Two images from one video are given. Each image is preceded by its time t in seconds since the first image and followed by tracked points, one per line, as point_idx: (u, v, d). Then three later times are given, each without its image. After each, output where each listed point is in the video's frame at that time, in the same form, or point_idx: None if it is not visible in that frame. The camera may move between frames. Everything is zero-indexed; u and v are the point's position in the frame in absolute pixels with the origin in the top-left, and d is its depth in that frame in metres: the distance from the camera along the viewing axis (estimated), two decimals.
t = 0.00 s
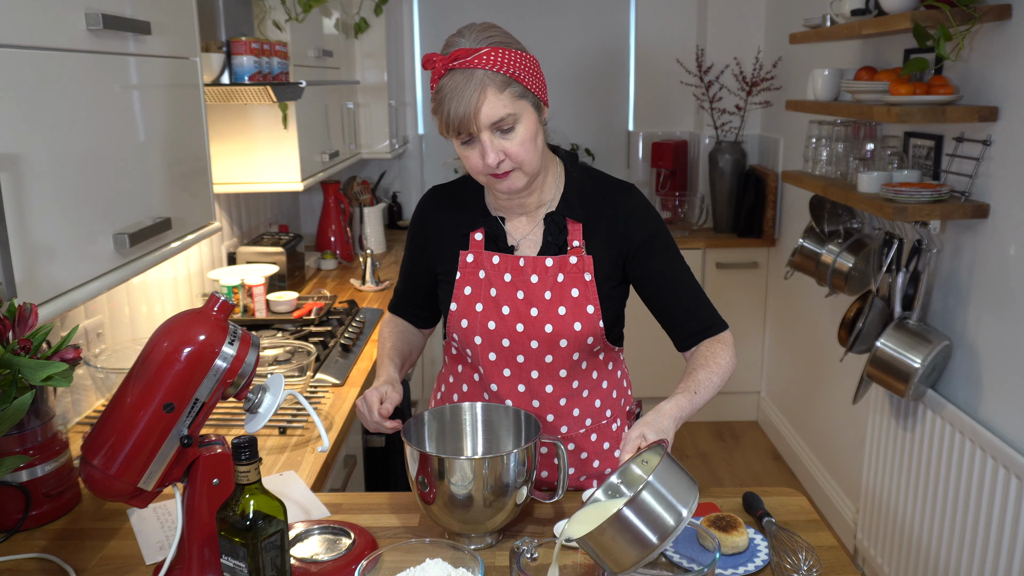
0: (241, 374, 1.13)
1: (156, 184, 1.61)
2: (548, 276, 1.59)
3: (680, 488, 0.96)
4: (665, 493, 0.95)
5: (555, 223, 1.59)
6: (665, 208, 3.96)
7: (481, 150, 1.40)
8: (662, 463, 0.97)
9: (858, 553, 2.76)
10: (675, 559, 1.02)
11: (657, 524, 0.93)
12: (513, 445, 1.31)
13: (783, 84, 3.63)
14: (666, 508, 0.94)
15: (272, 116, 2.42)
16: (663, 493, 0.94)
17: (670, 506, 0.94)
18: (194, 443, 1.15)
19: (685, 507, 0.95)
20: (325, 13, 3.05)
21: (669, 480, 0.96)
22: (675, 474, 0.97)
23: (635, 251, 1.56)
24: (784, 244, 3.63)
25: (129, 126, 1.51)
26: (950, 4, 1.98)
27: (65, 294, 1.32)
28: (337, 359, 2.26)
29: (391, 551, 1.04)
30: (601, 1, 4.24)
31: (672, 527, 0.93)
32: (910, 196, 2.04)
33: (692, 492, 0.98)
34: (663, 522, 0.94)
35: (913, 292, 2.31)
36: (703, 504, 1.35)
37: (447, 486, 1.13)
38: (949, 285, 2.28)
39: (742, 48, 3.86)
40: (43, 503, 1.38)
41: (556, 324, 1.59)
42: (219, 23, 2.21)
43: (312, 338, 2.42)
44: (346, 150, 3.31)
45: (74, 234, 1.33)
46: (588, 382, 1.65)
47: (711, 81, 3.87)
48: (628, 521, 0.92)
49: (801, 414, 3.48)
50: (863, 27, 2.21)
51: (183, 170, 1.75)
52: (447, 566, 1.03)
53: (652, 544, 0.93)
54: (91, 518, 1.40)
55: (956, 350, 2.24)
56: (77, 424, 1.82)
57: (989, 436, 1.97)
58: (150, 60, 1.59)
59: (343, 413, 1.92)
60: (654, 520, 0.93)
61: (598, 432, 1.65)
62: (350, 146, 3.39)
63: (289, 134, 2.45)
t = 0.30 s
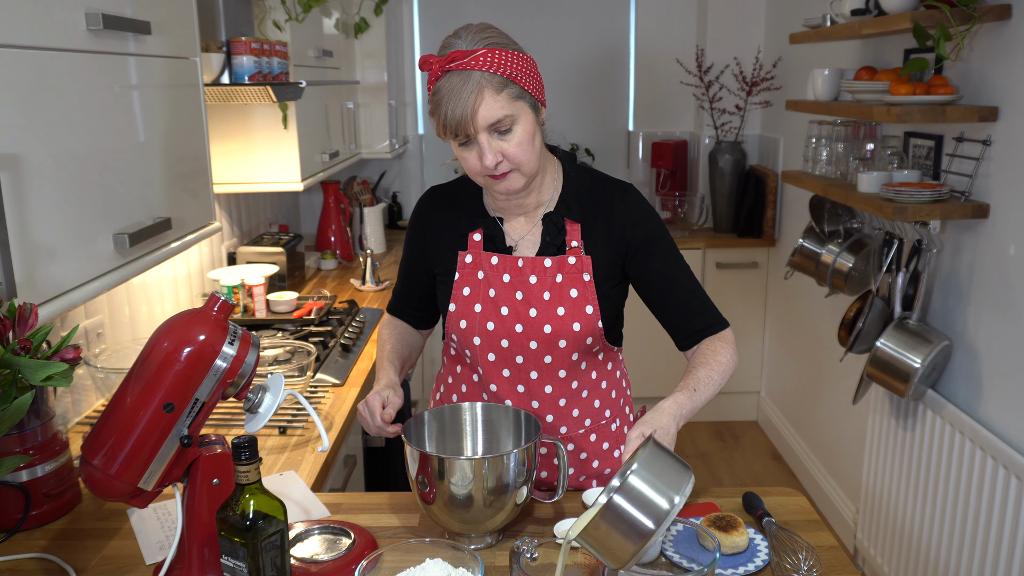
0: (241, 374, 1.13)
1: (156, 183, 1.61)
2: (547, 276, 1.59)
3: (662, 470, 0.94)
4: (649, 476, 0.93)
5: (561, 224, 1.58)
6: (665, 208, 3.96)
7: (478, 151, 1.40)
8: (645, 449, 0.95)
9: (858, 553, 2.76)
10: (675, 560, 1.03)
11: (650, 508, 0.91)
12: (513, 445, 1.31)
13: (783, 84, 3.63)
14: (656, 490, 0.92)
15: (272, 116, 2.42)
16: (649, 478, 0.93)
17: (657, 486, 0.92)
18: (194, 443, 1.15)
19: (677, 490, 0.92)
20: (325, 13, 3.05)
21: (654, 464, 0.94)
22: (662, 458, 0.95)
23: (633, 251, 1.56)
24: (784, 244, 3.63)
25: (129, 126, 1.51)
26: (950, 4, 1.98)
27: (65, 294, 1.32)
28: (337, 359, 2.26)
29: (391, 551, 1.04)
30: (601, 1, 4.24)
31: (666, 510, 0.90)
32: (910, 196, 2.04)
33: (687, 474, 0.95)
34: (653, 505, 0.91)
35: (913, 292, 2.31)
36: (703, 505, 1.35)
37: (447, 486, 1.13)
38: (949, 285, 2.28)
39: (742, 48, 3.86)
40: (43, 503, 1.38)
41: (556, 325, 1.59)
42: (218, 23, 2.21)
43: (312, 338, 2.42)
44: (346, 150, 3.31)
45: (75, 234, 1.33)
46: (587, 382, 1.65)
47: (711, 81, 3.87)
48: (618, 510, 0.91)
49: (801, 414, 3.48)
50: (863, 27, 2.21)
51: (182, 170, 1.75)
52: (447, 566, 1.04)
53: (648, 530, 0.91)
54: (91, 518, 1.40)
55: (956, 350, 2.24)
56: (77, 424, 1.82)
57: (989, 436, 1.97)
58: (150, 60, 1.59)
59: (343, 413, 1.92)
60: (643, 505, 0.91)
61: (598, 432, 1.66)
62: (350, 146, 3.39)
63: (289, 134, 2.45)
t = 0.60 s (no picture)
0: (241, 374, 1.13)
1: (156, 183, 1.62)
2: (546, 277, 1.59)
3: (624, 448, 0.92)
4: (609, 454, 0.90)
5: (560, 225, 1.58)
6: (665, 208, 3.96)
7: (476, 152, 1.40)
8: (604, 432, 0.93)
9: (858, 553, 2.76)
10: (674, 560, 1.03)
11: (617, 483, 0.88)
12: (513, 445, 1.31)
13: (783, 84, 3.63)
14: (623, 465, 0.89)
15: (272, 116, 2.42)
16: (611, 456, 0.90)
17: (619, 460, 0.90)
18: (194, 443, 1.15)
19: (641, 464, 0.89)
20: (325, 13, 3.05)
21: (615, 443, 0.92)
22: (626, 440, 0.92)
23: (632, 250, 1.56)
24: (784, 244, 3.63)
25: (129, 126, 1.51)
26: (950, 4, 1.98)
27: (66, 294, 1.32)
28: (337, 359, 2.26)
29: (391, 551, 1.04)
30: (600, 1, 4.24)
31: (632, 482, 0.86)
32: (910, 196, 2.04)
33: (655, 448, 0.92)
34: (619, 479, 0.88)
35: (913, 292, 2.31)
36: (703, 504, 1.35)
37: (447, 486, 1.13)
38: (949, 285, 2.28)
39: (742, 48, 3.86)
40: (43, 503, 1.38)
41: (555, 325, 1.59)
42: (218, 23, 2.21)
43: (312, 338, 2.42)
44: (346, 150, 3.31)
45: (75, 234, 1.33)
46: (587, 382, 1.65)
47: (711, 81, 3.87)
48: (585, 493, 0.88)
49: (800, 414, 3.48)
50: (863, 27, 2.21)
51: (182, 170, 1.75)
52: (447, 566, 1.04)
53: (620, 506, 0.86)
54: (91, 518, 1.40)
55: (956, 350, 2.24)
56: (77, 424, 1.82)
57: (989, 436, 1.97)
58: (150, 60, 1.59)
59: (343, 413, 1.92)
60: (608, 482, 0.88)
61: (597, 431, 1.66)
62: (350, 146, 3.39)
63: (289, 134, 2.45)
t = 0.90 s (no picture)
0: (241, 374, 1.13)
1: (156, 183, 1.62)
2: (543, 276, 1.59)
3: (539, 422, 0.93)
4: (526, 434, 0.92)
5: (560, 225, 1.58)
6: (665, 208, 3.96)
7: (472, 151, 1.40)
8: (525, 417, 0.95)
9: (858, 552, 2.76)
10: (674, 560, 1.05)
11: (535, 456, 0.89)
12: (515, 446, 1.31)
13: (783, 84, 3.63)
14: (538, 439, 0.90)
15: (272, 116, 2.42)
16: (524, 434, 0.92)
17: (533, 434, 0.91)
18: (195, 443, 1.15)
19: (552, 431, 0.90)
20: (325, 13, 3.05)
21: (532, 422, 0.94)
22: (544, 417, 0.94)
23: (629, 248, 1.56)
24: (784, 244, 3.63)
25: (129, 126, 1.51)
26: (950, 4, 1.98)
27: (66, 294, 1.32)
28: (337, 359, 2.26)
29: (391, 551, 1.04)
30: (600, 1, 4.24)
31: (542, 449, 0.87)
32: (910, 196, 2.04)
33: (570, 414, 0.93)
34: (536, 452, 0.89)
35: (913, 292, 2.31)
36: (702, 504, 1.35)
37: (447, 486, 1.13)
38: (949, 285, 2.28)
39: (742, 48, 3.86)
40: (43, 502, 1.38)
41: (552, 324, 1.59)
42: (218, 22, 2.21)
43: (312, 338, 2.42)
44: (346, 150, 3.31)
45: (75, 234, 1.33)
46: (586, 381, 1.66)
47: (711, 81, 3.87)
48: (513, 479, 0.90)
49: (800, 414, 3.48)
50: (862, 27, 2.21)
51: (182, 170, 1.75)
52: (447, 566, 1.03)
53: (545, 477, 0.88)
54: (91, 518, 1.40)
55: (956, 350, 2.23)
56: (77, 424, 1.82)
57: (989, 436, 1.97)
58: (150, 60, 1.59)
59: (343, 412, 1.92)
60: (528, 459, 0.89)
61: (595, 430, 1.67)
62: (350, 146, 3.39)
63: (289, 134, 2.45)
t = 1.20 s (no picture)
0: (241, 374, 1.13)
1: (156, 183, 1.62)
2: (538, 274, 1.59)
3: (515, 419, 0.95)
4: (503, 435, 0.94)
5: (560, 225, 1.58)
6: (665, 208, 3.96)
7: (466, 151, 1.40)
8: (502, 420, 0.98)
9: (858, 552, 2.76)
10: (675, 560, 1.05)
11: (511, 455, 0.91)
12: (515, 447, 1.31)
13: (783, 84, 3.63)
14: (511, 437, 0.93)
15: (272, 116, 2.42)
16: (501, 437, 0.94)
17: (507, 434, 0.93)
18: (195, 443, 1.15)
19: (524, 425, 0.92)
20: (325, 13, 3.05)
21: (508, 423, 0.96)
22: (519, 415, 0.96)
23: (623, 246, 1.56)
24: (784, 244, 3.63)
25: (129, 126, 1.51)
26: (950, 4, 1.98)
27: (66, 294, 1.33)
28: (337, 359, 2.26)
29: (390, 551, 1.04)
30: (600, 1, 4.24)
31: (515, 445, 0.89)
32: (910, 196, 2.04)
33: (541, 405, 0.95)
34: (510, 452, 0.91)
35: (913, 292, 2.31)
36: (703, 504, 1.35)
37: (447, 486, 1.13)
38: (949, 284, 2.28)
39: (742, 48, 3.86)
40: (43, 502, 1.38)
41: (547, 322, 1.60)
42: (218, 22, 2.21)
43: (312, 338, 2.42)
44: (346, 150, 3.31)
45: (75, 234, 1.33)
46: (582, 380, 1.66)
47: (711, 81, 3.87)
48: (498, 483, 0.92)
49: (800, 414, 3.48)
50: (862, 27, 2.21)
51: (182, 170, 1.75)
52: (447, 566, 1.03)
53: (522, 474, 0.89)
54: (91, 518, 1.40)
55: (956, 350, 2.24)
56: (77, 424, 1.82)
57: (989, 436, 1.97)
58: (150, 60, 1.59)
59: (343, 412, 1.92)
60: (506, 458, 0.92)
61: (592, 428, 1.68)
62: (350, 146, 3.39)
63: (289, 134, 2.45)
